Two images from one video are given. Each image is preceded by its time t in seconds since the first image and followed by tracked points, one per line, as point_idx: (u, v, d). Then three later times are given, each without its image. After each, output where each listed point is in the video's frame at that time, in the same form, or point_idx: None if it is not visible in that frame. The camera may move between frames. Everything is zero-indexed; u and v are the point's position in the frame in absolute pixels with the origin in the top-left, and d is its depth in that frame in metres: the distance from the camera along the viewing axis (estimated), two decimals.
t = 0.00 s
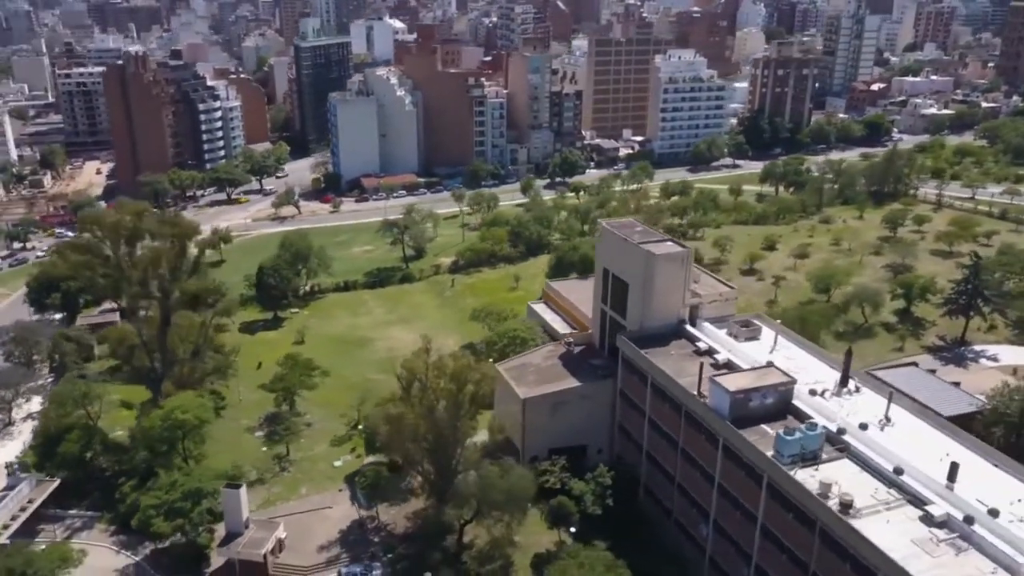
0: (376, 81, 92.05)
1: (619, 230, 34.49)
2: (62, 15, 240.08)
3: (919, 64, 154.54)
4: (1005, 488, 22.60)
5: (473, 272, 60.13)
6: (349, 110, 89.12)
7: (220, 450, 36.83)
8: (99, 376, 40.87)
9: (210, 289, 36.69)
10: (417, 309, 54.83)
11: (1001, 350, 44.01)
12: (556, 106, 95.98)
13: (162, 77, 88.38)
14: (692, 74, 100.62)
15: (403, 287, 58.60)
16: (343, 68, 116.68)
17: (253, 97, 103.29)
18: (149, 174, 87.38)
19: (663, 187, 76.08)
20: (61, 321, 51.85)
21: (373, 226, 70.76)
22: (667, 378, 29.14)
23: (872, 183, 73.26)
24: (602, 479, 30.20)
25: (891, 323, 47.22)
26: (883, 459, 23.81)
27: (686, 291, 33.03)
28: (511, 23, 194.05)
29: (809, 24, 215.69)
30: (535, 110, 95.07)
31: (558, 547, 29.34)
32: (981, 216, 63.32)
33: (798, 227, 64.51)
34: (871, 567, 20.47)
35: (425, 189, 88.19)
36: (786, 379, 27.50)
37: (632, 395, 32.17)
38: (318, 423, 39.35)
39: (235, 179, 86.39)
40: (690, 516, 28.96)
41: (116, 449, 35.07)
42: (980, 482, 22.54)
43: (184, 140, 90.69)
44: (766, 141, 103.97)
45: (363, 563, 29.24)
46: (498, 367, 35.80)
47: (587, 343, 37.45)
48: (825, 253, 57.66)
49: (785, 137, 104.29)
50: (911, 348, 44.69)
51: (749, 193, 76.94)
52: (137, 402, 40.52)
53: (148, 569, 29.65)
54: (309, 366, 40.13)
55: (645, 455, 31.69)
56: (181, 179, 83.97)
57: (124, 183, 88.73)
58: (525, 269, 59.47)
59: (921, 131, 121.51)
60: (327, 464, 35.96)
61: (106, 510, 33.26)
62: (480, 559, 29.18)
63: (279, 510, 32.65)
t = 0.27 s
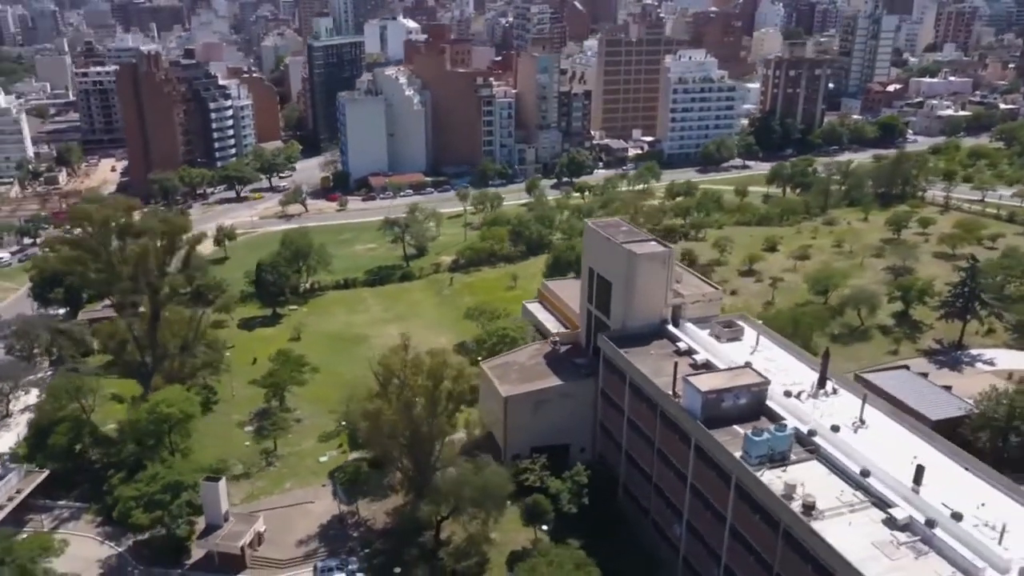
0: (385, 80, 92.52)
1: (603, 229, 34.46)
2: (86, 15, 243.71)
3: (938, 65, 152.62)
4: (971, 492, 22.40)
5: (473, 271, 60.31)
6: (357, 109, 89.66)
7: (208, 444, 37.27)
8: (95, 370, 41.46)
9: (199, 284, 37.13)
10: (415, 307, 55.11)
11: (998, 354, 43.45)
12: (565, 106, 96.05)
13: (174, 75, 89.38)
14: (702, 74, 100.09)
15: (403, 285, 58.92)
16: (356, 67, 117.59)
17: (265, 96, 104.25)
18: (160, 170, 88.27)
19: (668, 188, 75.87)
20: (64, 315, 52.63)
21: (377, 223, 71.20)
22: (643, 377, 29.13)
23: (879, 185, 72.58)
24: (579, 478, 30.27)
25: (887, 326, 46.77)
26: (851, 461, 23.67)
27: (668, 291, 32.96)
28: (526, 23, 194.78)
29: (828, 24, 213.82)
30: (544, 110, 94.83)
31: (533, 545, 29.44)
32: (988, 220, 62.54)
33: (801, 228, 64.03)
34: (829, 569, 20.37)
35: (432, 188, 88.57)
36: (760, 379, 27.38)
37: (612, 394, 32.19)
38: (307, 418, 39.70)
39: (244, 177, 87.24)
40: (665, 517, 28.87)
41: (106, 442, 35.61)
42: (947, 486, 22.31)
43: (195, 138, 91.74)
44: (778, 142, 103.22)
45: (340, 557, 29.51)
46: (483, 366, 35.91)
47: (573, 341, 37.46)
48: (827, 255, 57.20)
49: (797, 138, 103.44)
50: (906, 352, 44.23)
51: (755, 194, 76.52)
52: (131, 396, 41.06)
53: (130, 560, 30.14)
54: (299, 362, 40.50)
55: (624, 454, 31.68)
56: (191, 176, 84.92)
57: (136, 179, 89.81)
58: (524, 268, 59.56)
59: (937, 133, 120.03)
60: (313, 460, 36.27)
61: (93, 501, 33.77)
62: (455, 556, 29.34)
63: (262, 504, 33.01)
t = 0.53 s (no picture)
0: (393, 79, 92.91)
1: (590, 228, 34.46)
2: (107, 14, 246.72)
3: (955, 65, 150.82)
4: (943, 496, 22.26)
5: (472, 270, 60.48)
6: (365, 107, 90.11)
7: (199, 439, 37.68)
8: (91, 364, 42.02)
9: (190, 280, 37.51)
10: (413, 305, 55.35)
11: (994, 358, 42.98)
12: (572, 106, 96.06)
13: (185, 74, 90.35)
14: (711, 75, 99.70)
15: (403, 283, 59.18)
16: (367, 65, 118.72)
17: (275, 94, 105.04)
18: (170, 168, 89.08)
19: (673, 188, 75.64)
20: (67, 311, 53.36)
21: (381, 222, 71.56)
22: (624, 377, 29.09)
23: (885, 186, 71.94)
24: (559, 477, 30.32)
25: (884, 329, 46.37)
26: (823, 464, 23.58)
27: (653, 291, 32.90)
28: (540, 23, 196.13)
29: (846, 25, 211.88)
30: (551, 109, 95.09)
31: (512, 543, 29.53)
32: (994, 222, 61.80)
33: (804, 230, 63.63)
34: (793, 571, 20.30)
35: (438, 187, 88.87)
36: (738, 380, 27.30)
37: (596, 394, 32.17)
38: (298, 414, 40.03)
39: (252, 175, 88.00)
40: (644, 517, 28.84)
41: (98, 435, 36.12)
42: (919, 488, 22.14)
43: (204, 136, 92.70)
44: (788, 143, 102.47)
45: (321, 552, 29.78)
46: (471, 365, 36.00)
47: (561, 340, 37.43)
48: (828, 256, 56.78)
49: (807, 139, 102.67)
50: (902, 355, 43.82)
51: (760, 195, 76.12)
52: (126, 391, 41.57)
53: (115, 552, 30.59)
54: (291, 359, 40.83)
55: (607, 454, 31.66)
56: (199, 174, 85.78)
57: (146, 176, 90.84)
58: (523, 268, 59.62)
59: (951, 135, 118.63)
60: (300, 456, 36.57)
61: (83, 494, 34.25)
62: (434, 553, 29.50)
63: (247, 499, 33.35)
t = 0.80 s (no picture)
0: (400, 79, 93.25)
1: (577, 228, 34.44)
2: (127, 14, 249.73)
3: (972, 66, 149.02)
4: (912, 501, 22.15)
5: (472, 269, 60.59)
6: (372, 107, 90.52)
7: (190, 435, 38.07)
8: (87, 360, 42.53)
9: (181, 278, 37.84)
10: (411, 304, 55.54)
11: (991, 362, 42.49)
12: (580, 106, 95.97)
13: (195, 73, 91.28)
14: (720, 75, 99.15)
15: (403, 282, 59.40)
16: (377, 65, 119.42)
17: (285, 93, 105.86)
18: (180, 166, 90.18)
19: (677, 189, 75.37)
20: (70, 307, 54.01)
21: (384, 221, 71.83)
22: (604, 377, 29.06)
23: (892, 188, 71.24)
24: (538, 476, 30.39)
25: (881, 332, 45.96)
26: (795, 467, 23.47)
27: (638, 291, 32.85)
28: (554, 23, 196.79)
29: (863, 25, 210.06)
30: (558, 109, 95.04)
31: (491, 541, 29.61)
32: (1000, 225, 61.03)
33: (807, 231, 63.20)
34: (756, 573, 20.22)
35: (445, 187, 89.11)
36: (717, 382, 27.21)
37: (579, 393, 32.17)
38: (290, 411, 40.32)
39: (260, 174, 88.72)
40: (622, 516, 28.82)
41: (90, 430, 36.56)
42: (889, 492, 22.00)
43: (213, 134, 93.63)
44: (797, 144, 101.75)
45: (302, 547, 29.96)
46: (458, 364, 36.10)
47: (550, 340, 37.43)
48: (829, 258, 56.38)
49: (817, 140, 101.78)
50: (897, 358, 43.41)
51: (766, 196, 75.69)
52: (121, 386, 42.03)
53: (100, 544, 30.94)
54: (284, 356, 41.11)
55: (589, 454, 31.66)
56: (207, 173, 86.59)
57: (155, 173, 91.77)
58: (523, 268, 59.64)
59: (965, 136, 117.28)
60: (289, 452, 36.82)
61: (73, 487, 34.70)
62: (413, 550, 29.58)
63: (234, 494, 33.61)
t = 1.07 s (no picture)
0: (409, 79, 93.65)
1: (562, 228, 34.49)
2: (149, 13, 252.64)
3: (992, 67, 146.97)
4: (877, 506, 22.02)
5: (472, 268, 60.76)
6: (381, 106, 90.99)
7: (181, 429, 38.51)
8: (84, 354, 43.12)
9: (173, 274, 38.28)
10: (410, 302, 55.80)
11: (987, 367, 41.97)
12: (589, 106, 95.89)
13: (207, 72, 92.16)
14: (730, 76, 98.33)
15: (403, 281, 59.66)
16: (389, 64, 120.05)
17: (297, 92, 106.75)
18: (192, 164, 91.14)
19: (682, 190, 75.06)
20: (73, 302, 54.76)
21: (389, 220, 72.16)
22: (580, 377, 29.12)
23: (898, 190, 70.50)
24: (516, 475, 30.47)
25: (877, 335, 45.52)
26: (762, 469, 23.38)
27: (620, 291, 32.86)
28: (569, 23, 196.87)
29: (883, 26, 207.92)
30: (567, 109, 94.90)
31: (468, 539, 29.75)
32: (1006, 228, 60.23)
33: (810, 233, 62.73)
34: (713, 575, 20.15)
35: (452, 186, 89.37)
36: (691, 382, 27.13)
37: (559, 392, 32.23)
38: (281, 407, 40.66)
39: (269, 172, 89.45)
40: (597, 516, 28.88)
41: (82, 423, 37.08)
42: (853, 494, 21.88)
43: (224, 133, 94.55)
44: (809, 146, 100.84)
45: (281, 542, 30.23)
46: (443, 362, 36.24)
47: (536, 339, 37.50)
48: (829, 260, 55.92)
49: (828, 142, 100.88)
50: (891, 362, 43.00)
51: (772, 198, 75.17)
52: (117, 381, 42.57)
53: (85, 536, 31.39)
54: (275, 352, 41.46)
55: (568, 453, 31.75)
56: (217, 171, 87.39)
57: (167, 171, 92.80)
58: (523, 268, 59.72)
59: (981, 138, 115.74)
60: (277, 448, 37.16)
61: (64, 480, 35.21)
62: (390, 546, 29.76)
63: (219, 488, 33.96)
